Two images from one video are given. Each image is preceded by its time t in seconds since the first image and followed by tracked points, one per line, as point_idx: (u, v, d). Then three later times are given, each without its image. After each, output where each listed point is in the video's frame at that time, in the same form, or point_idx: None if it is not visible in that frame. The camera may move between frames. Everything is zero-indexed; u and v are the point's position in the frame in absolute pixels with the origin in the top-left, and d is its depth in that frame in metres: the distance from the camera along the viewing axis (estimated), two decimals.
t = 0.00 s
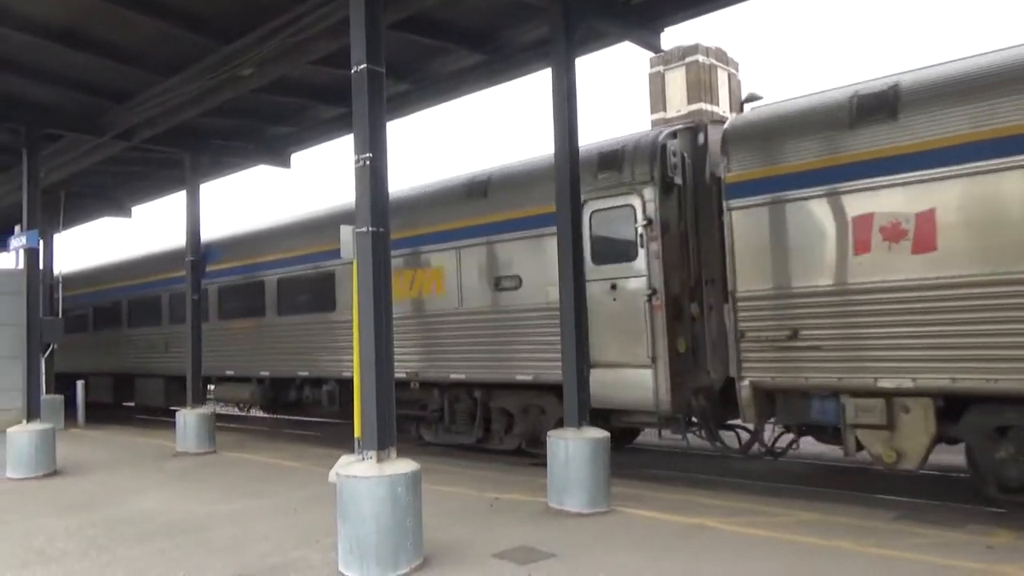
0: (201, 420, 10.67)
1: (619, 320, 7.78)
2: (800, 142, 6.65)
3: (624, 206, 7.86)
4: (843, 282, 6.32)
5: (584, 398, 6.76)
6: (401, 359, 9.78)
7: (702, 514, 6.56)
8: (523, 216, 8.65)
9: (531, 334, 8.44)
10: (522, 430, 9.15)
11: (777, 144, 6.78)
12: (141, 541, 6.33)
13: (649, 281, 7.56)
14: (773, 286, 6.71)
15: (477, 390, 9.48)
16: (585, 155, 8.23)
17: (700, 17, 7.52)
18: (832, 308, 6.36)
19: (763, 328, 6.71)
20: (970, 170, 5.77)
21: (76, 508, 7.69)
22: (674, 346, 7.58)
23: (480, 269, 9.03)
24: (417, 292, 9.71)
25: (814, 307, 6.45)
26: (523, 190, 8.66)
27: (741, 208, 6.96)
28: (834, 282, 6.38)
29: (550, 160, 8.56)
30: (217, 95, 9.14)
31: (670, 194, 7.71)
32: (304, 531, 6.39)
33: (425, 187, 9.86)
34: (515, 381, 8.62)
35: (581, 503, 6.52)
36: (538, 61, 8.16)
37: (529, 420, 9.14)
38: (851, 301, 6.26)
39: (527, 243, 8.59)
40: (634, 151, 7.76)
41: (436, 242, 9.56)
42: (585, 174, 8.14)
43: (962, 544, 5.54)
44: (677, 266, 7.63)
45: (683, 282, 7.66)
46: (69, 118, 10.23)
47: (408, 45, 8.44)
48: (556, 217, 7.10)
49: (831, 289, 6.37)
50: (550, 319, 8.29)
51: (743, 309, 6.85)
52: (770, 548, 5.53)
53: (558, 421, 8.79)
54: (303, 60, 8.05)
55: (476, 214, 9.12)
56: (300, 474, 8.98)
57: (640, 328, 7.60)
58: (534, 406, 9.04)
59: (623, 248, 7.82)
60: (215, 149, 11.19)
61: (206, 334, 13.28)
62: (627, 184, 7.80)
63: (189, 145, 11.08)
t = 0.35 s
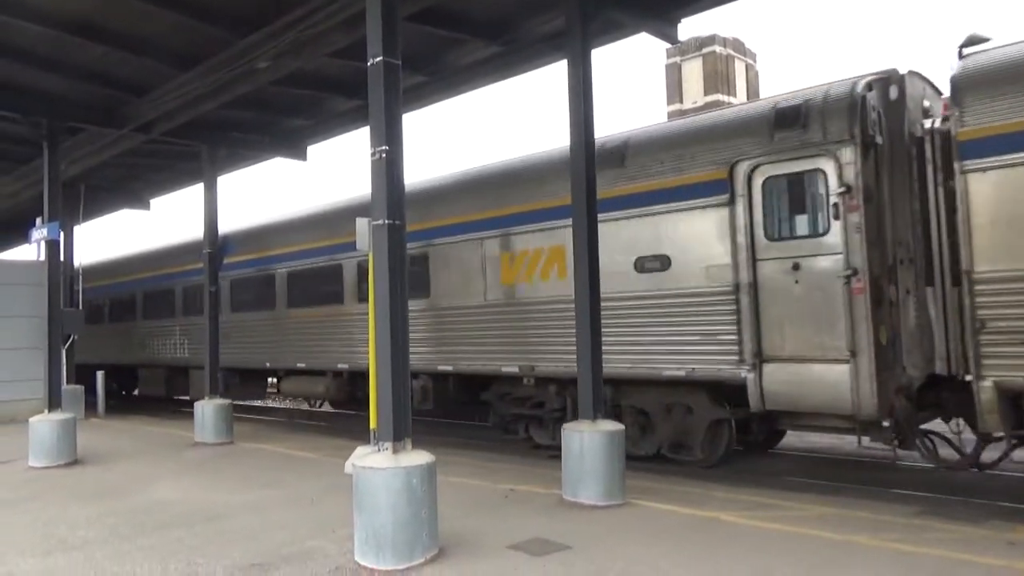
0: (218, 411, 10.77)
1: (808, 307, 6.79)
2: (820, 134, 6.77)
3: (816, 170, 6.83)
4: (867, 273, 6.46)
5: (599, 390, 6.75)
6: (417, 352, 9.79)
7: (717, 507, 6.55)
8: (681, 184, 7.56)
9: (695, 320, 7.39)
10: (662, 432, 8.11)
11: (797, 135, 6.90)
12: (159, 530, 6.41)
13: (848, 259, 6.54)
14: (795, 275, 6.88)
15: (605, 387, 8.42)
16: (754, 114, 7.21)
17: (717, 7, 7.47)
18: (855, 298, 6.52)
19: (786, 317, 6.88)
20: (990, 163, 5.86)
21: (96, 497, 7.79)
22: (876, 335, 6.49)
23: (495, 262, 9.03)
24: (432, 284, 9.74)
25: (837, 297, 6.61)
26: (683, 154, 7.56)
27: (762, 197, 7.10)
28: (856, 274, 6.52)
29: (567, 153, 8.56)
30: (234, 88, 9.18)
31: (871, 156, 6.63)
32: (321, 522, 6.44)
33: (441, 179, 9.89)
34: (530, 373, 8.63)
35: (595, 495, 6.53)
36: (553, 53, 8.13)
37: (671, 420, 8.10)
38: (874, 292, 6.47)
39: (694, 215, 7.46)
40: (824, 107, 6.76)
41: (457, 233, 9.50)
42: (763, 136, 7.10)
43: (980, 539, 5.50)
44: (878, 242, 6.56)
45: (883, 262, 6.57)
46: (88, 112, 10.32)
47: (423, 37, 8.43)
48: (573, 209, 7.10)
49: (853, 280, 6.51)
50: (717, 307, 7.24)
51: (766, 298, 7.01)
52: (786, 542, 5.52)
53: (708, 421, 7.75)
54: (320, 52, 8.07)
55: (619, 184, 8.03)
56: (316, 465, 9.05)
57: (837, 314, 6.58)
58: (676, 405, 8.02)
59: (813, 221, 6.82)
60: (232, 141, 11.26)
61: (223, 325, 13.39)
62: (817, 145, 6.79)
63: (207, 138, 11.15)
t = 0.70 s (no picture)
0: (231, 403, 10.85)
1: (935, 291, 5.92)
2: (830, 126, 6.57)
3: None
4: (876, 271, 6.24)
5: (610, 384, 6.75)
6: (428, 346, 9.80)
7: (728, 502, 6.55)
8: (775, 163, 6.89)
9: (923, 305, 5.97)
10: (844, 445, 6.94)
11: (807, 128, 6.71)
12: (173, 520, 6.47)
13: None
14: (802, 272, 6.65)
15: (772, 387, 7.19)
16: (850, 89, 6.57)
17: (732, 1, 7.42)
18: (861, 294, 6.30)
19: (792, 313, 6.66)
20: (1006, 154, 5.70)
21: (111, 487, 7.87)
22: None
23: (506, 256, 9.02)
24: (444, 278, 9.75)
25: (845, 295, 6.38)
26: (779, 131, 6.89)
27: (770, 192, 6.88)
28: (864, 270, 6.32)
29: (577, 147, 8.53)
30: (247, 82, 9.21)
31: None
32: (333, 514, 6.47)
33: (452, 172, 9.88)
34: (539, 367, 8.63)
35: (606, 489, 6.53)
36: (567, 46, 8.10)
37: (857, 430, 6.90)
38: (883, 288, 6.19)
39: (794, 194, 6.75)
40: None
41: (473, 225, 9.46)
42: (871, 109, 6.38)
43: (993, 536, 5.47)
44: None
45: None
46: (103, 105, 10.38)
47: (436, 30, 8.42)
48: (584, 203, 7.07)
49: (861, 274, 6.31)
50: (826, 295, 6.49)
51: (770, 296, 6.80)
52: (798, 537, 5.50)
53: (911, 433, 6.54)
54: (332, 45, 8.09)
55: (702, 163, 7.36)
56: (328, 457, 9.10)
57: None
58: (865, 409, 6.80)
59: None
60: (246, 134, 11.31)
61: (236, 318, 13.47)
62: None
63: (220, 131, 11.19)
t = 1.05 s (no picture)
0: (237, 398, 10.88)
1: (943, 285, 5.86)
2: (838, 121, 6.51)
3: None
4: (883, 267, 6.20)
5: (615, 380, 6.75)
6: (433, 342, 9.81)
7: (732, 498, 6.54)
8: (780, 159, 6.84)
9: None
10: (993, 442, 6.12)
11: (814, 122, 6.64)
12: (180, 513, 6.50)
13: None
14: (807, 268, 6.61)
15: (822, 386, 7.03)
16: (854, 84, 6.49)
17: None
18: (867, 292, 6.27)
19: (797, 310, 6.63)
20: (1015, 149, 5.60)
21: (118, 481, 7.91)
22: None
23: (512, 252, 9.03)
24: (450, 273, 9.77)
25: (850, 292, 6.34)
26: (784, 127, 6.83)
27: (777, 188, 6.84)
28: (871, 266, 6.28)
29: (583, 142, 8.50)
30: (253, 76, 9.21)
31: None
32: (338, 508, 6.49)
33: (458, 167, 9.85)
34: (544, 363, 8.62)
35: (610, 486, 6.53)
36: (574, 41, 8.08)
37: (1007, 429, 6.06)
38: (888, 285, 6.16)
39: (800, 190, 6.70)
40: None
41: (480, 221, 9.45)
42: (876, 105, 6.31)
43: (999, 533, 5.45)
44: None
45: None
46: (109, 100, 10.40)
47: (442, 25, 8.41)
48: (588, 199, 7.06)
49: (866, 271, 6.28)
50: (834, 289, 6.42)
51: (776, 292, 6.77)
52: (804, 534, 5.49)
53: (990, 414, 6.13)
54: (339, 40, 8.08)
55: (707, 159, 7.33)
56: (333, 451, 9.13)
57: None
58: None
59: None
60: (251, 130, 11.32)
61: (242, 313, 13.49)
62: None
63: (226, 126, 11.20)
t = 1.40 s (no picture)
0: (237, 395, 10.89)
1: (942, 283, 5.87)
2: (838, 119, 6.50)
3: None
4: (881, 265, 6.21)
5: (614, 377, 6.75)
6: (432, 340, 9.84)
7: (731, 495, 6.55)
8: (781, 157, 6.85)
9: None
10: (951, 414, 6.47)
11: (815, 120, 6.63)
12: (180, 510, 6.51)
13: None
14: (807, 266, 6.65)
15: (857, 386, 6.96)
16: (855, 82, 6.48)
17: None
18: (866, 291, 6.27)
19: (796, 308, 6.64)
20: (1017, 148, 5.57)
21: (118, 477, 7.91)
22: None
23: (512, 249, 9.03)
24: (450, 270, 9.78)
25: (849, 289, 6.35)
26: (785, 124, 6.81)
27: (777, 186, 6.87)
28: (870, 264, 6.29)
29: (583, 139, 8.49)
30: (253, 73, 9.21)
31: None
32: (338, 505, 6.49)
33: (458, 164, 9.85)
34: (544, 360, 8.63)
35: (610, 483, 6.54)
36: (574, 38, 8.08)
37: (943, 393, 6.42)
38: (887, 283, 6.17)
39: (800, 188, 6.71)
40: None
41: (481, 218, 9.44)
42: (877, 103, 6.29)
43: (997, 530, 5.46)
44: None
45: None
46: (109, 97, 10.39)
47: (442, 22, 8.40)
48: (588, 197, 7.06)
49: (865, 269, 6.29)
50: (836, 287, 6.44)
51: (776, 289, 6.79)
52: (803, 531, 5.50)
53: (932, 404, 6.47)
54: (339, 37, 8.07)
55: (708, 157, 7.33)
56: (333, 448, 9.14)
57: None
58: None
59: None
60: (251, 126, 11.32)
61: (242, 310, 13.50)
62: None
63: (226, 123, 11.18)
